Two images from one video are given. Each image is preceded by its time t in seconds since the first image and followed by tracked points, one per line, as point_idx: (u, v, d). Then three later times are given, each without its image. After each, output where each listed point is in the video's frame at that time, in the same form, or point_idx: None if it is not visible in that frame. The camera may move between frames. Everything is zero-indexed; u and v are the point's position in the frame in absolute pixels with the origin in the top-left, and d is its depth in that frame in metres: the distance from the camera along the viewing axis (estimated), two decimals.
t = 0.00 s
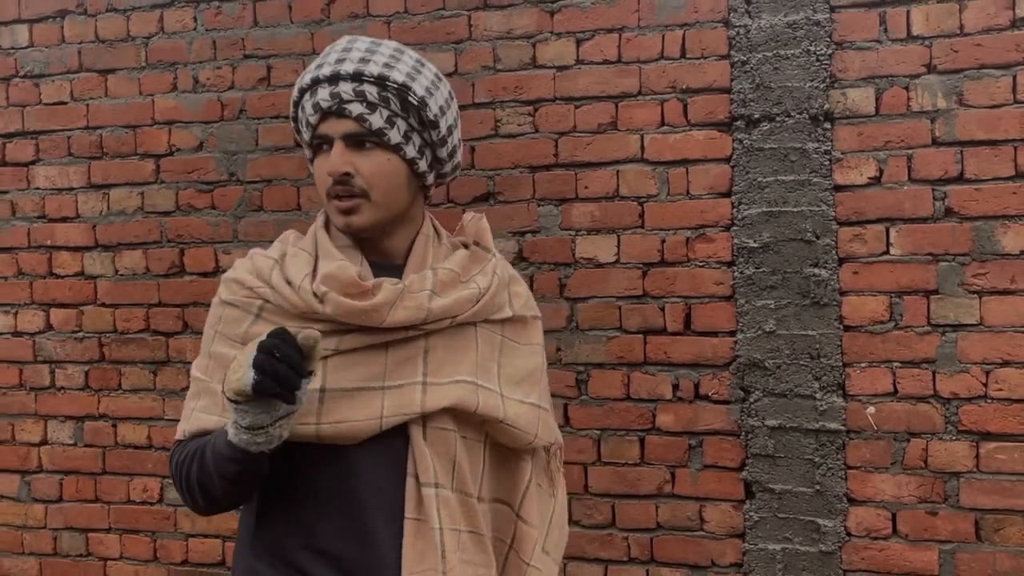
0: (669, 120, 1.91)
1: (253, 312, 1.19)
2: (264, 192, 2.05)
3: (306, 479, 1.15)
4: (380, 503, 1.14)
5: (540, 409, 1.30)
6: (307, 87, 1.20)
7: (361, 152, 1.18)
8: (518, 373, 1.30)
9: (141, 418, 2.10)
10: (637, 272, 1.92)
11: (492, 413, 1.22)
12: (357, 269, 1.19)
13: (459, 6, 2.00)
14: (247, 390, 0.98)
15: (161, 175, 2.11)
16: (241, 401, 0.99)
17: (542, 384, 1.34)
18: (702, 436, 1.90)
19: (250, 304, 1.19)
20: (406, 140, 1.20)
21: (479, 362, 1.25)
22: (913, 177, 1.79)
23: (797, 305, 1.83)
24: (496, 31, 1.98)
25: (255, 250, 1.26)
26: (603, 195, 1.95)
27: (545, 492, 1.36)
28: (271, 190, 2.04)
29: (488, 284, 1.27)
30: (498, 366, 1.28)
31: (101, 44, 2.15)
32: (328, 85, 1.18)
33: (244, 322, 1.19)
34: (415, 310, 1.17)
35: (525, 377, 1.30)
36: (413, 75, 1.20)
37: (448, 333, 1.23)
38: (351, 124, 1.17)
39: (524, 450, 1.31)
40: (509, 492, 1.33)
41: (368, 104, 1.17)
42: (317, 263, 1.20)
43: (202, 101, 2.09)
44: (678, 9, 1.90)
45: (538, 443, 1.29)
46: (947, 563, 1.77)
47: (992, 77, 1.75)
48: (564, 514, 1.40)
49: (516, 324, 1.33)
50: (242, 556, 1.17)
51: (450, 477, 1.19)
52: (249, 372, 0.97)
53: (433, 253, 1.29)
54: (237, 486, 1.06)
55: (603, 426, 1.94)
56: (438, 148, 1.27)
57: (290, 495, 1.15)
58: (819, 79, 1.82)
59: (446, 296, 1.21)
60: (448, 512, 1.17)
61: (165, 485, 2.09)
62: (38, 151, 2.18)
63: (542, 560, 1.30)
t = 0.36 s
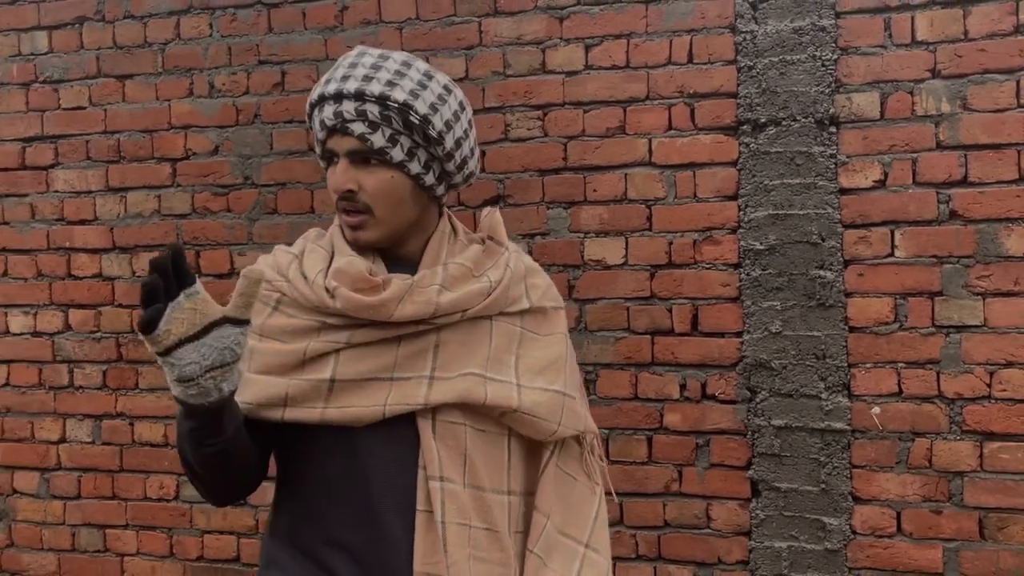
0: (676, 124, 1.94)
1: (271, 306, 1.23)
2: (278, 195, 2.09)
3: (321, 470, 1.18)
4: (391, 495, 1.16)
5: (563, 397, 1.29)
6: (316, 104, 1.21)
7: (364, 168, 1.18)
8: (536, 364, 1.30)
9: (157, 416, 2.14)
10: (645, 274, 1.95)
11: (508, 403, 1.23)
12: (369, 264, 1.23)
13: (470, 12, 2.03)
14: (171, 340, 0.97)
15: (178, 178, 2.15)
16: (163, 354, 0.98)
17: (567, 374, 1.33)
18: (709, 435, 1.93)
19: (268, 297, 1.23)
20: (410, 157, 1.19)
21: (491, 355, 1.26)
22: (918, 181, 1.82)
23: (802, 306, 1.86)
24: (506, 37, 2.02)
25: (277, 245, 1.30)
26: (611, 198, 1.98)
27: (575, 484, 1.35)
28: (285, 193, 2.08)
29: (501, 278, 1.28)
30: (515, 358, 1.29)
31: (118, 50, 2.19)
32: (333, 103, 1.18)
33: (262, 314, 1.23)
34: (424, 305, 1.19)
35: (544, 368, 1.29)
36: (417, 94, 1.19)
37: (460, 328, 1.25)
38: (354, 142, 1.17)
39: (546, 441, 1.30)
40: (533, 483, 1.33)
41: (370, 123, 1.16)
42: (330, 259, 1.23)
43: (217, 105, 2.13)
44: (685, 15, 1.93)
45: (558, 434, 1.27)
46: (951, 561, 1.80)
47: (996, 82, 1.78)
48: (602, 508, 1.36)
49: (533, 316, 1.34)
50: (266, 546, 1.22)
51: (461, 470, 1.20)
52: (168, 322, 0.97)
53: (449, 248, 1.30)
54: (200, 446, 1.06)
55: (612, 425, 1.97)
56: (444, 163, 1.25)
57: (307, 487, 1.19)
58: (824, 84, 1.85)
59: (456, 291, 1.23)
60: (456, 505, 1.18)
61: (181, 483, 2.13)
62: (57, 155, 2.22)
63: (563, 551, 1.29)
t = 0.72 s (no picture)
0: (683, 125, 1.95)
1: (306, 299, 1.24)
2: (287, 197, 2.10)
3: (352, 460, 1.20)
4: (419, 485, 1.17)
5: (588, 396, 1.29)
6: (350, 107, 1.23)
7: (398, 169, 1.19)
8: (563, 360, 1.29)
9: (167, 416, 2.15)
10: (652, 274, 1.96)
11: (532, 399, 1.22)
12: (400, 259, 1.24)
13: (477, 14, 2.04)
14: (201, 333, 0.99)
15: (188, 179, 2.17)
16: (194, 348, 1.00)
17: (593, 372, 1.33)
18: (716, 436, 1.93)
19: (304, 292, 1.25)
20: (442, 158, 1.20)
21: (519, 350, 1.26)
22: (925, 182, 1.82)
23: (810, 306, 1.87)
24: (513, 39, 2.03)
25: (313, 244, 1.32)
26: (618, 199, 1.98)
27: (603, 478, 1.36)
28: (294, 195, 2.09)
29: (529, 274, 1.28)
30: (541, 355, 1.28)
31: (129, 53, 2.21)
32: (367, 107, 1.19)
33: (299, 308, 1.24)
34: (451, 300, 1.20)
35: (570, 365, 1.29)
36: (449, 95, 1.20)
37: (488, 323, 1.26)
38: (388, 144, 1.18)
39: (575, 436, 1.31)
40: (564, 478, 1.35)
41: (403, 125, 1.17)
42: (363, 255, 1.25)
43: (227, 107, 2.14)
44: (692, 17, 1.93)
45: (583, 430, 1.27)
46: (958, 561, 1.80)
47: (1003, 83, 1.78)
48: (629, 500, 1.39)
49: (561, 314, 1.34)
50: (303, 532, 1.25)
51: (487, 462, 1.20)
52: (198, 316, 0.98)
53: (478, 246, 1.31)
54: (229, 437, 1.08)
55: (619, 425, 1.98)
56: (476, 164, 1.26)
57: (339, 475, 1.21)
58: (831, 85, 1.86)
59: (484, 286, 1.24)
60: (481, 497, 1.17)
61: (190, 482, 2.14)
62: (68, 156, 2.24)
63: (594, 546, 1.31)
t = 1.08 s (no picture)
0: (690, 127, 1.95)
1: (320, 302, 1.26)
2: (294, 198, 2.11)
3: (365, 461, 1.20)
4: (434, 486, 1.17)
5: (597, 398, 1.30)
6: (363, 111, 1.23)
7: (412, 172, 1.19)
8: (573, 363, 1.30)
9: (174, 417, 2.16)
10: (658, 276, 1.96)
11: (544, 401, 1.23)
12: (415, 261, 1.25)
13: (484, 16, 2.05)
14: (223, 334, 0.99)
15: (195, 181, 2.18)
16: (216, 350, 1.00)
17: (601, 375, 1.34)
18: (722, 437, 1.93)
19: (318, 295, 1.27)
20: (455, 159, 1.20)
21: (532, 351, 1.26)
22: (932, 183, 1.82)
23: (816, 308, 1.87)
24: (520, 41, 2.03)
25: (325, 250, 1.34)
26: (624, 201, 1.99)
27: (610, 480, 1.36)
28: (301, 196, 2.10)
29: (542, 277, 1.30)
30: (552, 358, 1.29)
31: (136, 55, 2.22)
32: (381, 110, 1.19)
33: (312, 311, 1.26)
34: (465, 302, 1.21)
35: (581, 367, 1.30)
36: (464, 97, 1.20)
37: (501, 324, 1.26)
38: (403, 147, 1.19)
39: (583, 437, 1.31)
40: (571, 478, 1.35)
41: (417, 128, 1.18)
42: (377, 258, 1.26)
43: (234, 109, 2.15)
44: (698, 18, 1.94)
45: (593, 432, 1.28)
46: (965, 564, 1.80)
47: (1010, 85, 1.78)
48: (634, 501, 1.39)
49: (571, 317, 1.35)
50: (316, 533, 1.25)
51: (501, 463, 1.20)
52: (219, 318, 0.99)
53: (490, 248, 1.32)
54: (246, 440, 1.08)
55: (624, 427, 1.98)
56: (488, 164, 1.26)
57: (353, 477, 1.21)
58: (838, 86, 1.86)
59: (497, 289, 1.25)
60: (494, 497, 1.18)
61: (197, 483, 2.15)
62: (76, 158, 2.25)
63: (603, 546, 1.30)
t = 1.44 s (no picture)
0: (694, 128, 1.95)
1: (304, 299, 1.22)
2: (299, 200, 2.11)
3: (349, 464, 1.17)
4: (428, 491, 1.15)
5: (584, 399, 1.32)
6: (360, 105, 1.21)
7: (412, 168, 1.20)
8: (560, 364, 1.32)
9: (179, 418, 2.17)
10: (662, 277, 1.96)
11: (536, 400, 1.24)
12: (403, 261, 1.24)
13: (487, 18, 2.05)
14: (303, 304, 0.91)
15: (199, 183, 2.18)
16: (289, 320, 0.92)
17: (585, 377, 1.36)
18: (726, 438, 1.93)
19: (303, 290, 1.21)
20: (456, 156, 1.22)
21: (521, 352, 1.28)
22: (936, 184, 1.82)
23: (820, 309, 1.86)
24: (523, 43, 2.03)
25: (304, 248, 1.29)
26: (628, 203, 1.99)
27: (594, 483, 1.37)
28: (306, 198, 2.11)
29: (530, 278, 1.32)
30: (540, 358, 1.30)
31: (141, 56, 2.22)
32: (382, 105, 1.19)
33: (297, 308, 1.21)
34: (459, 301, 1.22)
35: (567, 368, 1.32)
36: (462, 95, 1.22)
37: (490, 325, 1.27)
38: (404, 142, 1.19)
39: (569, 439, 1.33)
40: (557, 483, 1.35)
41: (420, 123, 1.18)
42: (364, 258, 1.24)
43: (239, 110, 2.16)
44: (702, 20, 1.94)
45: (581, 433, 1.30)
46: (969, 566, 1.79)
47: (1014, 86, 1.78)
48: (617, 505, 1.40)
49: (554, 319, 1.37)
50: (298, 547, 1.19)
51: (494, 465, 1.20)
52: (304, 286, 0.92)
53: (474, 252, 1.34)
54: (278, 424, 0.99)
55: (628, 428, 1.98)
56: (479, 163, 1.28)
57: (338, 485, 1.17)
58: (842, 88, 1.86)
59: (488, 289, 1.26)
60: (488, 499, 1.17)
61: (202, 484, 2.16)
62: (82, 160, 2.26)
63: (589, 549, 1.30)
